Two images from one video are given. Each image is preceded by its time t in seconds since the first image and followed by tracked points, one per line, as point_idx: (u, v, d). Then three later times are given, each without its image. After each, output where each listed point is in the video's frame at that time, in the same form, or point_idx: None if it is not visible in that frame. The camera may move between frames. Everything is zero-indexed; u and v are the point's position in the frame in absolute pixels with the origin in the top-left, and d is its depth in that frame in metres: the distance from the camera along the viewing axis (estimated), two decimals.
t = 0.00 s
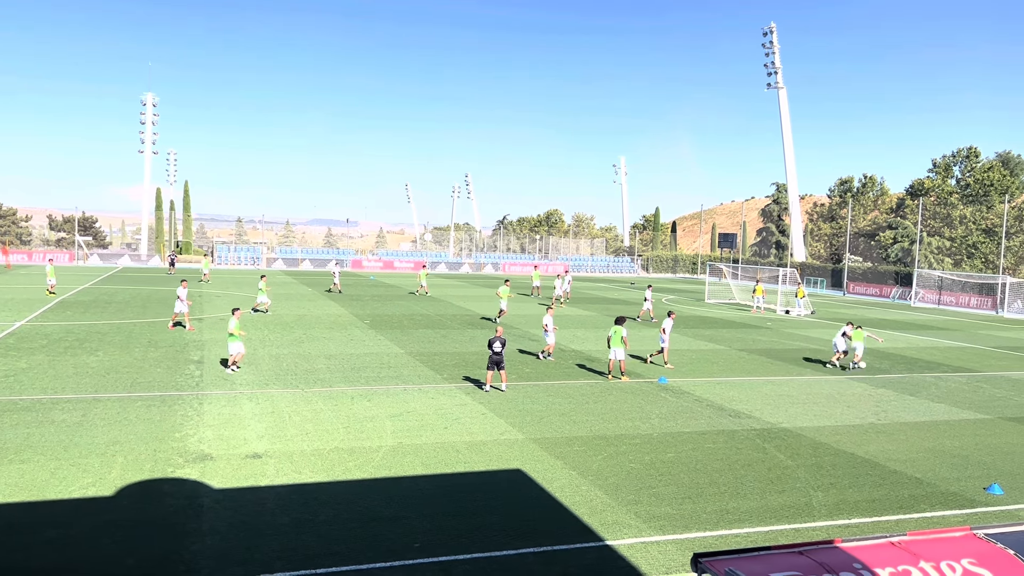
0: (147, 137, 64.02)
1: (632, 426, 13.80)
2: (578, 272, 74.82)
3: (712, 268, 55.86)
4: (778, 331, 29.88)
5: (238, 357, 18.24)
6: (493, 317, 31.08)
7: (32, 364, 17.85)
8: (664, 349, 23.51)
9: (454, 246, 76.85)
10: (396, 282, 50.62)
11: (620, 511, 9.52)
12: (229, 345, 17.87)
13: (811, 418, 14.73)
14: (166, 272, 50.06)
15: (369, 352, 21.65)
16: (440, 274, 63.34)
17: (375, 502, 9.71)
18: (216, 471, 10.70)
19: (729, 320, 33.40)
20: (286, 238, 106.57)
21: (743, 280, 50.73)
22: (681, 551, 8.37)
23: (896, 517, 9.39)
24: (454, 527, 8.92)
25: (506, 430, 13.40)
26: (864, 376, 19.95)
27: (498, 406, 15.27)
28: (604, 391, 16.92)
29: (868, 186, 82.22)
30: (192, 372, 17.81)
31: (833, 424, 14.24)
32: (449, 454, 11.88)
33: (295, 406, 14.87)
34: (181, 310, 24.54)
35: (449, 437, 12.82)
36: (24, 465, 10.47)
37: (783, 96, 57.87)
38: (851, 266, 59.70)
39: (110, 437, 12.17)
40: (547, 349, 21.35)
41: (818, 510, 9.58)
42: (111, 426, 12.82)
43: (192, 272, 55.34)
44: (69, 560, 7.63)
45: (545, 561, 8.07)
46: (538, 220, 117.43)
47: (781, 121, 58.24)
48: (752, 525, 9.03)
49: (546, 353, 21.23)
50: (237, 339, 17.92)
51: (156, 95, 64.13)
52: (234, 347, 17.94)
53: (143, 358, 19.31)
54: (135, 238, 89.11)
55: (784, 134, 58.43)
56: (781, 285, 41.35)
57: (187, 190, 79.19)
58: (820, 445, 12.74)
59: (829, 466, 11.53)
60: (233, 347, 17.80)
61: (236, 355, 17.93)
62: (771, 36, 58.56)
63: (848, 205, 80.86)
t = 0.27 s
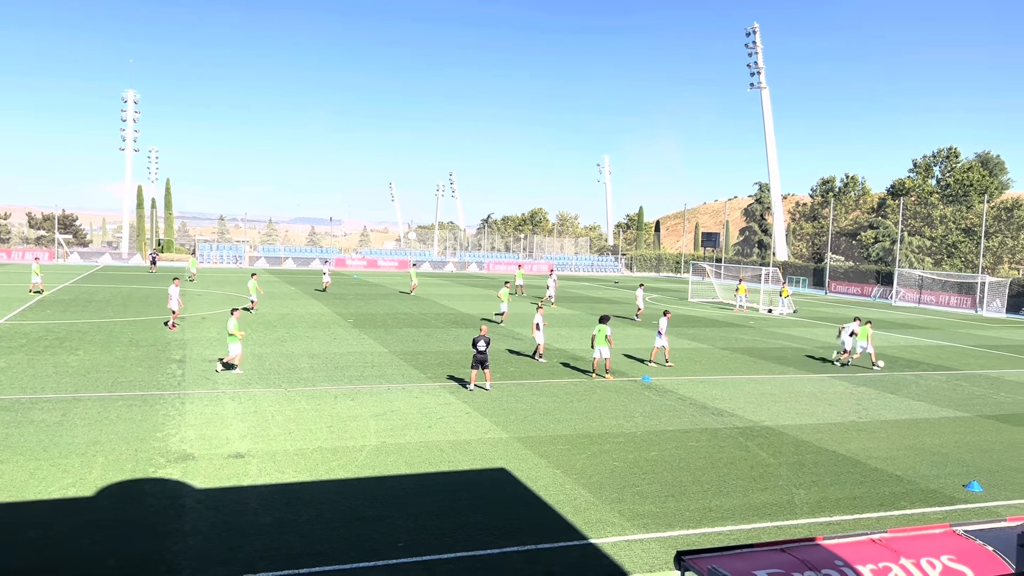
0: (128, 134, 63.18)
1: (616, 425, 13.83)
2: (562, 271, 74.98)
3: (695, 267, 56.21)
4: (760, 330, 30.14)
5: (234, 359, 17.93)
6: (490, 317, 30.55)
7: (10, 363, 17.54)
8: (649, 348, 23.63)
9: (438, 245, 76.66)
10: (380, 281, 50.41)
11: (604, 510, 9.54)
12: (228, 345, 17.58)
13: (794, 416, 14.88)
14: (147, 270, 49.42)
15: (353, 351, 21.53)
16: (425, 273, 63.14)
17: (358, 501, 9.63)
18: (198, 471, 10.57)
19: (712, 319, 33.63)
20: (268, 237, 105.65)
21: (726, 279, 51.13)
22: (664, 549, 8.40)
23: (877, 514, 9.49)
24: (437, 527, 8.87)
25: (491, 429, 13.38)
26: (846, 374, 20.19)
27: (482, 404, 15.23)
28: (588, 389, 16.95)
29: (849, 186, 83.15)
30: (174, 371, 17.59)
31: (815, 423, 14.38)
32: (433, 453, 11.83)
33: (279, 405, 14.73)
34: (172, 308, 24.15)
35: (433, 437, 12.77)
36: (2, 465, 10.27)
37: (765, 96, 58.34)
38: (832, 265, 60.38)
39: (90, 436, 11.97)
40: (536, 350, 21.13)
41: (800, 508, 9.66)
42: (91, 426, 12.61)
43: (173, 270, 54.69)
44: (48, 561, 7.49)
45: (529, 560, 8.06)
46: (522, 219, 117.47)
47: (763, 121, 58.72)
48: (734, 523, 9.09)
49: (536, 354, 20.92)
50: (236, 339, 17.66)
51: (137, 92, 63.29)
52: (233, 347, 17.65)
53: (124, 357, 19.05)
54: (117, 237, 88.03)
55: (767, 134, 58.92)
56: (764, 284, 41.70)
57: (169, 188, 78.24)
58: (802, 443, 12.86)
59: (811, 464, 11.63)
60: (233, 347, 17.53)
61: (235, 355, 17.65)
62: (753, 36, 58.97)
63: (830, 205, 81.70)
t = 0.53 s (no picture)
0: (106, 132, 62.13)
1: (598, 422, 13.88)
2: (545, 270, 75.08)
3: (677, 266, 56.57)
4: (741, 328, 30.42)
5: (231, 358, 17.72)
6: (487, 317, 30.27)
7: None
8: (631, 346, 23.73)
9: (420, 243, 76.32)
10: (362, 280, 50.10)
11: (587, 508, 9.56)
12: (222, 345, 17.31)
13: (774, 413, 15.03)
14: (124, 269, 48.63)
15: (334, 350, 21.36)
16: (408, 272, 62.85)
17: (340, 501, 9.55)
18: (177, 470, 10.41)
19: (693, 318, 33.88)
20: (249, 235, 104.48)
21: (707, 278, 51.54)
22: (646, 546, 8.44)
23: (855, 510, 9.61)
24: (419, 525, 8.82)
25: (474, 427, 13.35)
26: (825, 372, 20.44)
27: (465, 403, 15.19)
28: (571, 388, 16.98)
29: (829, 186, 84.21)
30: (153, 371, 17.32)
31: (795, 420, 14.54)
32: (415, 452, 11.77)
33: (260, 404, 14.56)
34: (161, 308, 23.83)
35: (415, 435, 12.70)
36: None
37: (746, 96, 58.83)
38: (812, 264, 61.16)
39: (67, 437, 11.74)
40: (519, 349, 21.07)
41: (780, 504, 9.76)
42: (68, 426, 12.38)
43: (152, 269, 53.89)
44: (23, 563, 7.33)
45: (512, 558, 8.05)
46: (505, 218, 117.42)
47: (744, 121, 59.24)
48: (715, 519, 9.16)
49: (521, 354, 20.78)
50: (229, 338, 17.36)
51: (115, 89, 62.28)
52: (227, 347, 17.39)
53: (102, 356, 18.75)
54: (95, 235, 86.61)
55: (747, 134, 59.46)
56: (745, 282, 42.07)
57: (148, 186, 77.06)
58: (781, 440, 12.99)
59: (790, 460, 11.76)
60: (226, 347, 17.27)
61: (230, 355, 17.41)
62: (735, 37, 59.42)
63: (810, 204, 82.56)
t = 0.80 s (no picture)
0: (83, 128, 61.05)
1: (580, 420, 13.91)
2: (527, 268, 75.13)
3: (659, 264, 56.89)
4: (722, 326, 30.67)
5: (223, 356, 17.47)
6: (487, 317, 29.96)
7: None
8: (613, 344, 23.83)
9: (402, 241, 75.93)
10: (343, 278, 49.73)
11: (569, 505, 9.56)
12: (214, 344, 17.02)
13: (755, 410, 15.16)
14: (102, 268, 47.88)
15: (315, 349, 21.18)
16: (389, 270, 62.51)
17: (320, 500, 9.46)
18: (155, 471, 10.24)
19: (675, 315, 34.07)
20: (229, 233, 103.23)
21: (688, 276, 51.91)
22: (628, 543, 8.46)
23: (835, 506, 9.73)
24: (400, 525, 8.76)
25: (456, 425, 13.30)
26: (806, 369, 20.66)
27: (447, 402, 15.15)
28: (553, 385, 17.00)
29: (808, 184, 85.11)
30: (130, 370, 17.03)
31: (775, 416, 14.68)
32: (397, 451, 11.70)
33: (239, 404, 14.37)
34: (151, 307, 23.56)
35: (397, 434, 12.63)
36: None
37: (727, 94, 59.27)
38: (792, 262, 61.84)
39: (43, 437, 11.50)
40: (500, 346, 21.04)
41: (761, 501, 9.85)
42: (43, 426, 12.12)
43: (129, 267, 53.01)
44: None
45: (494, 556, 8.03)
46: (486, 216, 117.21)
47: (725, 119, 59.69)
48: (696, 516, 9.22)
49: (502, 352, 20.77)
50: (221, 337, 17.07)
51: (91, 85, 61.18)
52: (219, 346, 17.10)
53: (78, 356, 18.39)
54: (72, 234, 85.05)
55: (728, 132, 59.95)
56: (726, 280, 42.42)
57: (125, 183, 75.80)
58: (762, 437, 13.10)
59: (771, 457, 11.86)
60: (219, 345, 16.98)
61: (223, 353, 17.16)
62: (716, 35, 59.78)
63: (790, 202, 83.39)
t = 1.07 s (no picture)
0: (60, 126, 59.99)
1: (563, 418, 13.92)
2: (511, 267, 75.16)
3: (641, 262, 57.17)
4: (704, 323, 30.90)
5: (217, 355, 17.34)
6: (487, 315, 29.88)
7: None
8: (596, 342, 23.89)
9: (384, 240, 75.55)
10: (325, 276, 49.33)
11: (552, 503, 9.56)
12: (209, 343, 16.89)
13: (736, 407, 15.29)
14: (78, 267, 47.05)
15: (297, 348, 20.99)
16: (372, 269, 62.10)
17: (302, 500, 9.38)
18: (134, 472, 10.08)
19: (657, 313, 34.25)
20: (208, 232, 101.98)
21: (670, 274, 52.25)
22: (610, 541, 8.48)
23: (815, 502, 9.84)
24: (383, 525, 8.69)
25: (439, 424, 13.25)
26: (786, 366, 20.88)
27: (430, 400, 15.08)
28: (536, 384, 17.01)
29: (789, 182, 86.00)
30: (109, 370, 16.75)
31: (755, 414, 14.82)
32: (380, 451, 11.62)
33: (220, 404, 14.18)
34: (141, 310, 22.99)
35: (379, 434, 12.55)
36: None
37: (708, 93, 59.68)
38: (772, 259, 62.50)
39: (18, 439, 11.27)
40: (483, 344, 21.00)
41: (743, 497, 9.92)
42: (18, 427, 11.87)
43: (106, 266, 52.13)
44: None
45: (478, 555, 8.00)
46: (469, 214, 116.94)
47: (706, 118, 60.12)
48: (679, 513, 9.27)
49: (485, 350, 20.74)
50: (217, 337, 16.95)
51: (67, 82, 60.13)
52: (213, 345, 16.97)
53: (55, 356, 18.05)
54: (49, 232, 83.49)
55: (709, 131, 60.39)
56: (708, 278, 42.73)
57: (102, 181, 74.59)
58: (744, 434, 13.21)
59: (752, 454, 11.96)
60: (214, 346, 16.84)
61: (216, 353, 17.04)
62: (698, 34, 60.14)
63: (770, 200, 84.24)
